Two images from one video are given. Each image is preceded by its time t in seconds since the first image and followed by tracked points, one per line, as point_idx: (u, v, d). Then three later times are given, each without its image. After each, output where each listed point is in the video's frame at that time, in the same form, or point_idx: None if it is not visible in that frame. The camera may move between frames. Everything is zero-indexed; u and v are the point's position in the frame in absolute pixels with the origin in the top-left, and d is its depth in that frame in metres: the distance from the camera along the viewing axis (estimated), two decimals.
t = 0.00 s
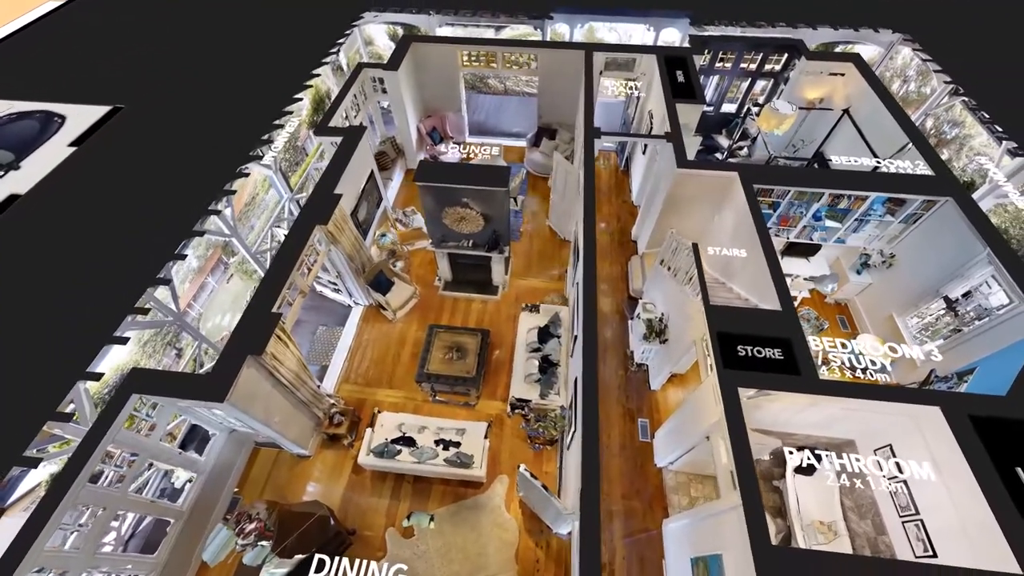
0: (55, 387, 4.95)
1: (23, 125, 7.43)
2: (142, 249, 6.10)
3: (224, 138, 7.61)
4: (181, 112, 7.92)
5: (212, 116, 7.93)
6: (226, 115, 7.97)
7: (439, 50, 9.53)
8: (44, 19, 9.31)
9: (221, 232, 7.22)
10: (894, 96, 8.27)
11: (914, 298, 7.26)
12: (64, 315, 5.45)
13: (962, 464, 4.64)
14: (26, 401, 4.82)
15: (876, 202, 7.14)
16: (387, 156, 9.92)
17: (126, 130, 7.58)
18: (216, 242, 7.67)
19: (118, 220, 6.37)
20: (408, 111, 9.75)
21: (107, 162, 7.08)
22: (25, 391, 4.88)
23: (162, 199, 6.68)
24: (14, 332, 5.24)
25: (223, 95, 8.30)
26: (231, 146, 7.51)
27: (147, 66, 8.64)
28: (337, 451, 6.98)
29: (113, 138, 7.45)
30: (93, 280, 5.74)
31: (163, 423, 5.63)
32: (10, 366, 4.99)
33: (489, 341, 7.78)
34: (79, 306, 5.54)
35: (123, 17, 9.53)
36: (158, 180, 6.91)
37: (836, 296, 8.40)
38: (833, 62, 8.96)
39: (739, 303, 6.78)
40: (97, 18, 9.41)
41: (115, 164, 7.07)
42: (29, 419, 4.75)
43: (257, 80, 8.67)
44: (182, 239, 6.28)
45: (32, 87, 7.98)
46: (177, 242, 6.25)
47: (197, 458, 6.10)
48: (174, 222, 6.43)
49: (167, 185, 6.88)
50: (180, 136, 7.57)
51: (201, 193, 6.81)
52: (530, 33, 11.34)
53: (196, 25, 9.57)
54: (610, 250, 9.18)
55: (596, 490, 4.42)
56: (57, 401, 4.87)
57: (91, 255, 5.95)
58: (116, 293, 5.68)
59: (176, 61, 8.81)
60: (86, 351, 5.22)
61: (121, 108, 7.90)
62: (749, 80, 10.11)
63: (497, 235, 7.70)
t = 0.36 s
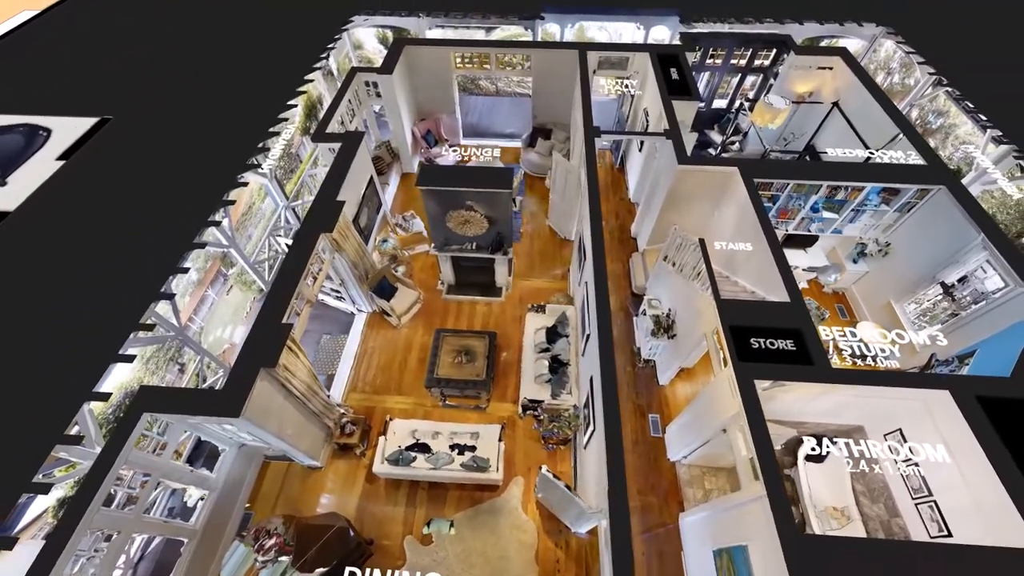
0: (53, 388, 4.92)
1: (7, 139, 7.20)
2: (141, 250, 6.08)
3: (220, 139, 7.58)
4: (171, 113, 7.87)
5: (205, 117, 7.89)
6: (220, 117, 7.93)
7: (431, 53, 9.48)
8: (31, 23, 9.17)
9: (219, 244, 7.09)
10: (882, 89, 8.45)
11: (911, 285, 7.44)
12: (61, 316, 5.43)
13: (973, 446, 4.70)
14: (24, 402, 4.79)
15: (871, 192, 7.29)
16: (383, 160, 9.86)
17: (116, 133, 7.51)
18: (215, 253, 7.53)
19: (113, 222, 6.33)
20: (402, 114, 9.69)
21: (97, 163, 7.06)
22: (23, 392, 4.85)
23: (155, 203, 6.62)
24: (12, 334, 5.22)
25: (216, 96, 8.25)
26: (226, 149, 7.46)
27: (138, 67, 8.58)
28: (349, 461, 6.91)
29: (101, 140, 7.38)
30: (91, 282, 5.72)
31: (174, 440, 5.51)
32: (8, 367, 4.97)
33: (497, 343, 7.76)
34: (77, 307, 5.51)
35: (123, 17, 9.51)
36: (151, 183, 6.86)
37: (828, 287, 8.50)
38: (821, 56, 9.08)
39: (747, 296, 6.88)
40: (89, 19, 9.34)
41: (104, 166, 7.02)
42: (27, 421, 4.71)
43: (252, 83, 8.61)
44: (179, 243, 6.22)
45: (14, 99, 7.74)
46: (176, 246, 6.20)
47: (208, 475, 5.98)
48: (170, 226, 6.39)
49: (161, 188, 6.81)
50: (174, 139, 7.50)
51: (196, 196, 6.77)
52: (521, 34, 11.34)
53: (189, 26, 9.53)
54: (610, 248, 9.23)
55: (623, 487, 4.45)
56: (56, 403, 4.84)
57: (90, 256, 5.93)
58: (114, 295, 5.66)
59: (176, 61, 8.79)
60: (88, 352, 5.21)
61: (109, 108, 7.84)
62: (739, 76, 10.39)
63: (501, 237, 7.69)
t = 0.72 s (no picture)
0: (53, 387, 4.90)
1: None
2: (141, 250, 6.08)
3: (214, 141, 7.58)
4: (160, 114, 7.82)
5: (196, 119, 7.85)
6: (214, 118, 7.91)
7: (425, 55, 9.46)
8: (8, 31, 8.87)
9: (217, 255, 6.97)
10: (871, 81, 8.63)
11: (907, 272, 7.62)
12: (61, 316, 5.40)
13: (984, 430, 4.72)
14: (24, 402, 4.75)
15: (866, 182, 7.44)
16: (379, 165, 9.69)
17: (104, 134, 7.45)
18: (214, 265, 7.40)
19: (109, 235, 6.17)
20: (397, 118, 9.62)
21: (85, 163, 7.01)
22: (25, 399, 4.78)
23: (150, 205, 6.57)
24: (11, 335, 5.17)
25: (208, 98, 8.21)
26: (220, 151, 7.45)
27: (126, 67, 8.53)
28: (362, 470, 6.82)
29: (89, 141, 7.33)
30: (91, 282, 5.68)
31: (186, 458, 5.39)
32: (7, 367, 4.93)
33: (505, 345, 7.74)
34: (77, 306, 5.49)
35: (123, 17, 9.53)
36: (141, 185, 6.80)
37: (826, 276, 8.64)
38: (810, 50, 9.30)
39: (752, 288, 6.98)
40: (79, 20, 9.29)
41: (92, 167, 6.97)
42: (27, 421, 4.68)
43: (247, 87, 8.61)
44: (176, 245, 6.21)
45: None
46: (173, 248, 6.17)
47: (220, 491, 5.85)
48: (165, 227, 6.37)
49: (156, 189, 6.77)
50: (167, 144, 7.40)
51: (191, 197, 6.74)
52: (512, 35, 11.35)
53: (183, 27, 9.54)
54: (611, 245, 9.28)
55: (647, 482, 4.48)
56: (57, 402, 4.82)
57: (90, 256, 5.90)
58: (114, 294, 5.64)
59: (176, 60, 8.80)
60: (90, 351, 5.21)
61: (96, 108, 7.77)
62: (730, 72, 10.49)
63: (505, 238, 7.67)
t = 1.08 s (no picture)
0: (54, 388, 4.87)
1: None
2: (141, 251, 6.06)
3: (206, 143, 7.53)
4: (149, 115, 7.77)
5: (186, 120, 7.82)
6: (206, 120, 7.88)
7: (420, 58, 9.48)
8: None
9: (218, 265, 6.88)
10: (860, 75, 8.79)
11: (902, 259, 7.71)
12: (62, 316, 5.37)
13: (995, 414, 4.70)
14: (24, 402, 4.71)
15: (861, 173, 7.54)
16: (375, 170, 9.64)
17: (91, 134, 7.39)
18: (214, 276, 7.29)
19: (107, 245, 6.06)
20: (392, 121, 9.59)
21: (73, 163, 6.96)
22: (33, 415, 4.67)
23: (144, 208, 6.52)
24: (12, 333, 5.16)
25: (199, 99, 8.19)
26: (211, 152, 7.41)
27: (113, 68, 8.49)
28: (375, 478, 6.75)
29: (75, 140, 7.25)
30: (91, 282, 5.68)
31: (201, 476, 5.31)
32: (8, 367, 4.91)
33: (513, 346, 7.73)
34: (78, 307, 5.46)
35: (123, 17, 9.61)
36: (132, 187, 6.75)
37: (826, 265, 8.84)
38: (797, 46, 9.46)
39: (758, 281, 7.01)
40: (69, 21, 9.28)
41: (79, 168, 6.91)
42: (27, 421, 4.64)
43: (240, 91, 8.52)
44: (170, 246, 6.17)
45: None
46: (167, 249, 6.12)
47: (234, 507, 5.75)
48: (157, 229, 6.32)
49: (150, 191, 6.74)
50: (160, 152, 7.26)
51: (184, 198, 6.72)
52: (503, 36, 11.37)
53: (174, 28, 9.55)
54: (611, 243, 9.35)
55: (671, 475, 4.51)
56: (57, 402, 4.78)
57: (90, 257, 5.90)
58: (114, 295, 5.62)
59: (163, 69, 8.64)
60: (90, 349, 5.18)
61: (82, 108, 7.71)
62: (719, 69, 10.62)
63: (508, 240, 7.64)
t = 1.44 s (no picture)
0: (55, 388, 4.82)
1: None
2: (138, 258, 5.95)
3: (199, 147, 7.45)
4: (137, 117, 7.72)
5: (176, 121, 7.77)
6: (196, 122, 7.83)
7: (412, 61, 9.44)
8: None
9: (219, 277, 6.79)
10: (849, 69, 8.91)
11: (898, 247, 7.83)
12: (63, 316, 5.35)
13: (1006, 400, 4.48)
14: (24, 402, 4.67)
15: (855, 164, 7.64)
16: (371, 174, 9.68)
17: (77, 134, 7.31)
18: (215, 287, 7.18)
19: (102, 252, 5.95)
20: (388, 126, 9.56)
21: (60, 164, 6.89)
22: (40, 428, 4.58)
23: (136, 211, 6.46)
24: (13, 333, 5.14)
25: (187, 100, 8.14)
26: (202, 154, 7.36)
27: (97, 69, 8.42)
28: (389, 485, 6.68)
29: (60, 141, 7.18)
30: (91, 282, 5.65)
31: (217, 491, 5.20)
32: (8, 367, 4.88)
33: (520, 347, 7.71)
34: (80, 306, 5.44)
35: (110, 24, 9.52)
36: (121, 188, 6.69)
37: (824, 255, 8.95)
38: (784, 42, 9.61)
39: (762, 273, 7.08)
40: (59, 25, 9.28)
41: (66, 168, 6.84)
42: (27, 421, 4.58)
43: (231, 97, 8.43)
44: (164, 247, 6.13)
45: None
46: (162, 251, 6.08)
47: (250, 521, 5.62)
48: (149, 231, 6.26)
49: (144, 195, 6.66)
50: (153, 158, 7.15)
51: (176, 200, 6.67)
52: (494, 37, 11.35)
53: (161, 35, 9.46)
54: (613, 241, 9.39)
55: (691, 466, 4.54)
56: (57, 402, 4.74)
57: (86, 260, 5.84)
58: (113, 295, 5.58)
59: (151, 74, 8.52)
60: (88, 347, 5.15)
61: (61, 114, 7.58)
62: (710, 65, 10.64)
63: (513, 240, 7.62)
